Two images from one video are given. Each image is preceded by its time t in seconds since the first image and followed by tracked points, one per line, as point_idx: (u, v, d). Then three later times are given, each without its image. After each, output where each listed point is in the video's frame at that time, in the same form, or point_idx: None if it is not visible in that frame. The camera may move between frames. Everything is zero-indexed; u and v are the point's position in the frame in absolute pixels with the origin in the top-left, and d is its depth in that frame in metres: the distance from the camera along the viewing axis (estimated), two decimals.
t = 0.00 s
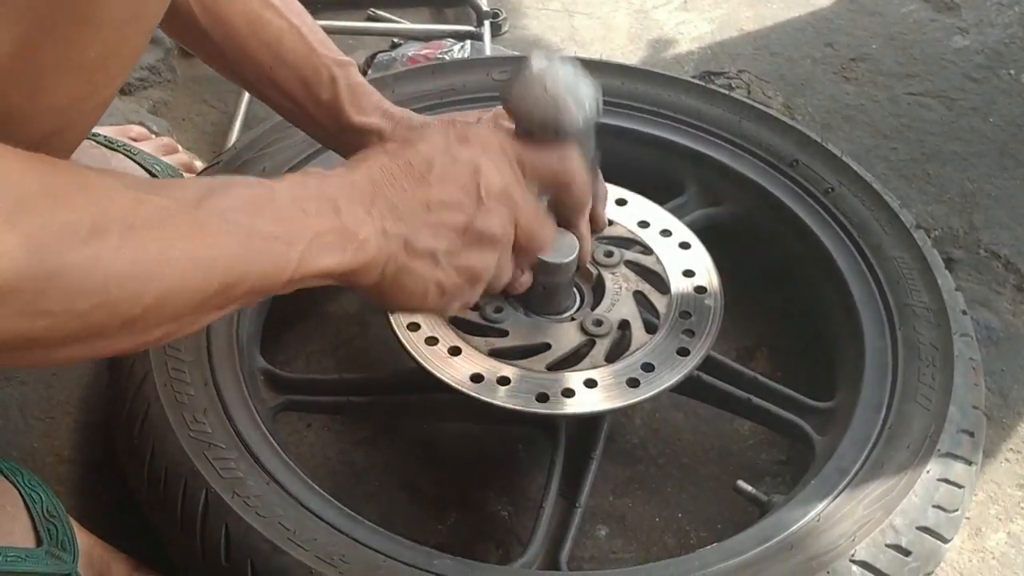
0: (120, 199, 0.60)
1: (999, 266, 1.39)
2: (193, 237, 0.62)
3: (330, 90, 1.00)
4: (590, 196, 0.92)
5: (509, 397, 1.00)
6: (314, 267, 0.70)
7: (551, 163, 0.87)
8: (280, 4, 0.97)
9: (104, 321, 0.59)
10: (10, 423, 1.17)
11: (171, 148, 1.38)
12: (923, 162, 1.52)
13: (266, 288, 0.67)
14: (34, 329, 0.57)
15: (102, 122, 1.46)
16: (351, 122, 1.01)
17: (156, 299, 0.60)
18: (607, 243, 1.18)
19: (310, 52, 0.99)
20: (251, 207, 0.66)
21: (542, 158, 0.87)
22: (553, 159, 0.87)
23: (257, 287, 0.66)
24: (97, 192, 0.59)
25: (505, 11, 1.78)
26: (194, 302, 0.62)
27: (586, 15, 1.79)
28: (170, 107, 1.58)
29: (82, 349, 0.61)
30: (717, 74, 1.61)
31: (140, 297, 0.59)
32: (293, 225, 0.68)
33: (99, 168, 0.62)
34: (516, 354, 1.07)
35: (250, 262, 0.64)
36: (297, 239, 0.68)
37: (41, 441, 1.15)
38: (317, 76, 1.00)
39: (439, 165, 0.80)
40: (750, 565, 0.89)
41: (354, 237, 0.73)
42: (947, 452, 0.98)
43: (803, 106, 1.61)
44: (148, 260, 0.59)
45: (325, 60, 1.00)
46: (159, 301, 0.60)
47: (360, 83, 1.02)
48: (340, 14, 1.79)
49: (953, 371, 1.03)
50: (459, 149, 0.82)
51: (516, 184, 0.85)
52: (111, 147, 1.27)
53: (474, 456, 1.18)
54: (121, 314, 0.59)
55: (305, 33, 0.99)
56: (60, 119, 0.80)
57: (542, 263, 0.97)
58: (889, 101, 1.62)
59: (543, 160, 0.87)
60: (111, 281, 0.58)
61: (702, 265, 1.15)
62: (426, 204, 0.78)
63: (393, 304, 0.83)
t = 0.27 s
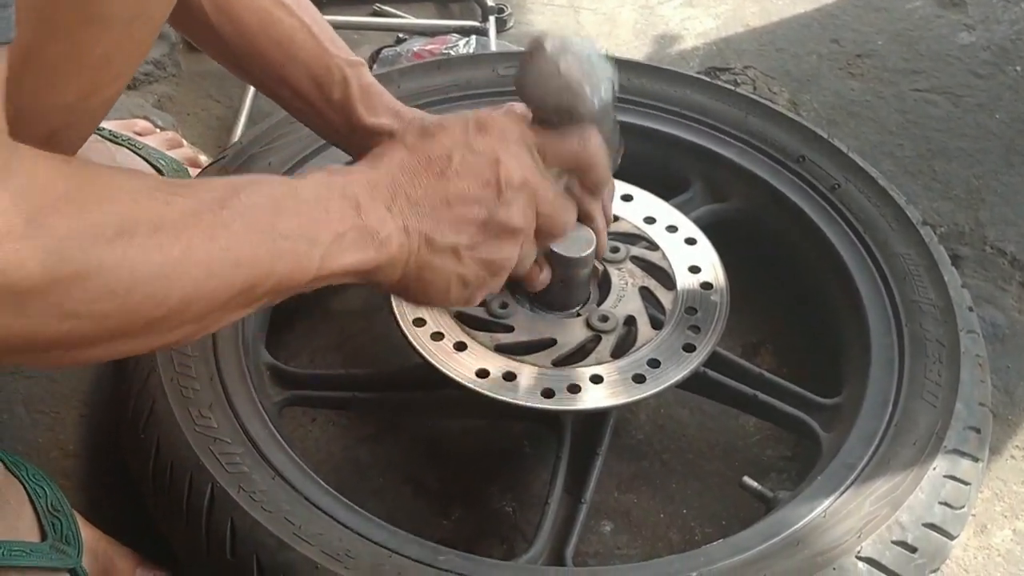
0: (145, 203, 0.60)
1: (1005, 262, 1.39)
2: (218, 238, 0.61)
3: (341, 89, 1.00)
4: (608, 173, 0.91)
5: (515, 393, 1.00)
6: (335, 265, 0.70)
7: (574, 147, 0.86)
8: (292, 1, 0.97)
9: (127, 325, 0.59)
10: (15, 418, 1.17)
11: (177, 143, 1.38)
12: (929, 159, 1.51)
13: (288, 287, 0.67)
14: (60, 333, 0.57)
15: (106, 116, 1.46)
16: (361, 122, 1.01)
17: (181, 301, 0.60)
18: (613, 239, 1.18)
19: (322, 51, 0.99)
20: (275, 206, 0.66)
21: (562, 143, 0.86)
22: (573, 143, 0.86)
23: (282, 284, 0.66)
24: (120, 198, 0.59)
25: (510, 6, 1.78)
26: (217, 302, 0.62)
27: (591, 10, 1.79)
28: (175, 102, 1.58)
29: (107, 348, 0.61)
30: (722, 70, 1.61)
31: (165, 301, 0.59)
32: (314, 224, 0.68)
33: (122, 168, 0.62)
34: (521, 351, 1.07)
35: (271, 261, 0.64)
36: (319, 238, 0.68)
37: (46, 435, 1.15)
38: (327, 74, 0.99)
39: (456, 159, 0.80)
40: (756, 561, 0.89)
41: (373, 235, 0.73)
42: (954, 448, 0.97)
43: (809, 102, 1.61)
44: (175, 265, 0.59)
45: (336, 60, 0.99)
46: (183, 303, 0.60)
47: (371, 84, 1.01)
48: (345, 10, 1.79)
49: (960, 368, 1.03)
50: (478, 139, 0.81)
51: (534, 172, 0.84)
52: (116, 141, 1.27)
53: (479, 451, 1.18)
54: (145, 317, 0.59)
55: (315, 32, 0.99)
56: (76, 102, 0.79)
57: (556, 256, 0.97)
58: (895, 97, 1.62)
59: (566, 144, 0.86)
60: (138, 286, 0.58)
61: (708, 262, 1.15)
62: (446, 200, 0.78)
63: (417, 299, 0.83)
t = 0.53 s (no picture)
0: (136, 199, 0.59)
1: (1010, 260, 1.38)
2: (209, 235, 0.61)
3: (344, 86, 0.99)
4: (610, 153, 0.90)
5: (520, 390, 1.00)
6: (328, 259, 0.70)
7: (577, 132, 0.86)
8: None
9: (119, 321, 0.59)
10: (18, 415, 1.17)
11: (180, 138, 1.38)
12: (934, 156, 1.51)
13: (282, 280, 0.67)
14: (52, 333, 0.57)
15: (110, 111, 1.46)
16: (363, 117, 1.00)
17: (171, 299, 0.60)
18: (618, 235, 1.18)
19: (325, 44, 0.98)
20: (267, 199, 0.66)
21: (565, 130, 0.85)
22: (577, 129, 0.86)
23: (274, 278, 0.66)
24: (111, 194, 0.58)
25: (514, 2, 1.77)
26: (209, 298, 0.62)
27: (595, 6, 1.79)
28: (179, 97, 1.57)
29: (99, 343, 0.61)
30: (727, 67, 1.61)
31: (155, 299, 0.59)
32: (308, 217, 0.68)
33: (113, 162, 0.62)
34: (525, 347, 1.07)
35: (263, 257, 0.64)
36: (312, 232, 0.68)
37: (48, 431, 1.15)
38: (330, 69, 0.99)
39: (454, 148, 0.78)
40: (760, 559, 0.89)
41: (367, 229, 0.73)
42: (959, 446, 0.97)
43: (814, 99, 1.61)
44: (166, 262, 0.59)
45: (338, 53, 0.99)
46: (175, 298, 0.60)
47: (376, 80, 1.00)
48: (350, 5, 1.79)
49: (966, 365, 1.03)
50: (476, 125, 0.79)
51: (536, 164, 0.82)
52: (119, 137, 1.26)
53: (482, 447, 1.18)
54: (136, 313, 0.59)
55: (320, 27, 0.98)
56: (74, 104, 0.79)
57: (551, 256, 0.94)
58: (900, 94, 1.62)
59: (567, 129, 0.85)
60: (129, 284, 0.58)
61: (713, 258, 1.14)
62: (442, 188, 0.77)
63: (416, 285, 0.83)
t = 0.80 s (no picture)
0: (131, 196, 0.59)
1: (1010, 258, 1.38)
2: (203, 232, 0.61)
3: (335, 81, 1.00)
4: (605, 144, 0.88)
5: (520, 388, 1.00)
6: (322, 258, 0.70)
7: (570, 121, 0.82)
8: None
9: (109, 318, 0.59)
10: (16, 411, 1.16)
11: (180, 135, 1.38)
12: (935, 154, 1.51)
13: (274, 279, 0.67)
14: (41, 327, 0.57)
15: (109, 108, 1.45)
16: (355, 113, 1.01)
17: (163, 295, 0.60)
18: (618, 233, 1.18)
19: (319, 40, 0.98)
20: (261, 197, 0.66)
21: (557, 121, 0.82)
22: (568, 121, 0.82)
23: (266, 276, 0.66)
24: (106, 190, 0.58)
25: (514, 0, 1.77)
26: (201, 296, 0.62)
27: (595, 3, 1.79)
28: (178, 94, 1.57)
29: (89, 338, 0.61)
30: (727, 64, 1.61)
31: (146, 295, 0.59)
32: (302, 215, 0.68)
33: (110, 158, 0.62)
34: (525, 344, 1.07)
35: (256, 255, 0.64)
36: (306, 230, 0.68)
37: (47, 428, 1.15)
38: (323, 66, 0.99)
39: (444, 145, 0.76)
40: (759, 557, 0.89)
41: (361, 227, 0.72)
42: (959, 444, 0.97)
43: (814, 97, 1.61)
44: (158, 260, 0.59)
45: (330, 48, 0.99)
46: (164, 295, 0.60)
47: (366, 75, 1.01)
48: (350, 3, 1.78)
49: (966, 364, 1.03)
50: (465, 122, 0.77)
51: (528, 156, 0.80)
52: (118, 133, 1.26)
53: (482, 445, 1.18)
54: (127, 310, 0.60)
55: (311, 22, 0.98)
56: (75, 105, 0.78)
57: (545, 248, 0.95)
58: (900, 92, 1.61)
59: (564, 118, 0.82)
60: (120, 281, 0.58)
61: (713, 256, 1.14)
62: (431, 186, 0.76)
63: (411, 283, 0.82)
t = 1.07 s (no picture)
0: (142, 197, 0.59)
1: (1009, 258, 1.38)
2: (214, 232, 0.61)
3: (347, 85, 0.99)
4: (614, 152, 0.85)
5: (521, 387, 1.00)
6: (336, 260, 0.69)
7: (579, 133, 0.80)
8: None
9: (123, 318, 0.59)
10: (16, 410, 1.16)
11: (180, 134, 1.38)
12: (934, 154, 1.51)
13: (289, 280, 0.67)
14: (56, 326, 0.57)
15: (110, 107, 1.45)
16: (367, 116, 1.00)
17: (177, 295, 0.60)
18: (619, 233, 1.18)
19: (329, 44, 0.98)
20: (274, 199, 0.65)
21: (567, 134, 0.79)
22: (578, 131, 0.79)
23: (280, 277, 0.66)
24: (117, 190, 0.58)
25: None
26: (214, 296, 0.62)
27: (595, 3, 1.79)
28: (179, 93, 1.57)
29: (104, 339, 0.61)
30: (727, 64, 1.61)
31: (160, 295, 0.59)
32: (316, 217, 0.67)
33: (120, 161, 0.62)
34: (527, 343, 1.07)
35: (270, 256, 0.64)
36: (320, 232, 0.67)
37: (47, 427, 1.15)
38: (334, 68, 0.98)
39: (456, 150, 0.75)
40: (759, 556, 0.89)
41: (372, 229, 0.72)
42: (959, 444, 0.97)
43: (814, 97, 1.61)
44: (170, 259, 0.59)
45: (342, 51, 0.98)
46: (179, 295, 0.60)
47: (379, 79, 1.00)
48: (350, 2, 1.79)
49: (966, 364, 1.03)
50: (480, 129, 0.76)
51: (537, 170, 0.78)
52: (118, 132, 1.26)
53: (481, 444, 1.18)
54: (143, 310, 0.59)
55: (324, 25, 0.98)
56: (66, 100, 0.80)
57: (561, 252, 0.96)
58: (899, 92, 1.62)
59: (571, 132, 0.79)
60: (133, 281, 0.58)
61: (714, 255, 1.14)
62: (447, 192, 0.75)
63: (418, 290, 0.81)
